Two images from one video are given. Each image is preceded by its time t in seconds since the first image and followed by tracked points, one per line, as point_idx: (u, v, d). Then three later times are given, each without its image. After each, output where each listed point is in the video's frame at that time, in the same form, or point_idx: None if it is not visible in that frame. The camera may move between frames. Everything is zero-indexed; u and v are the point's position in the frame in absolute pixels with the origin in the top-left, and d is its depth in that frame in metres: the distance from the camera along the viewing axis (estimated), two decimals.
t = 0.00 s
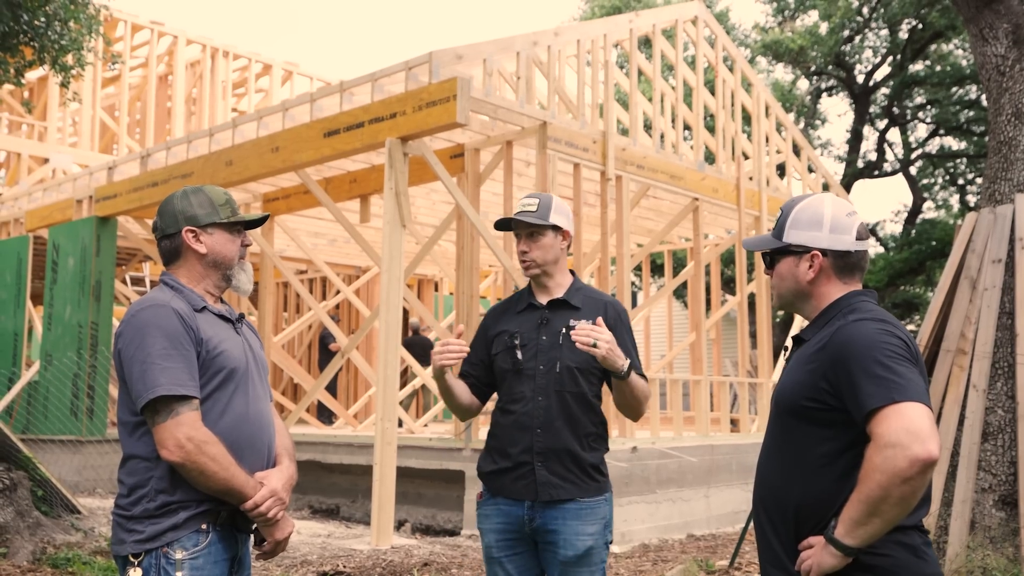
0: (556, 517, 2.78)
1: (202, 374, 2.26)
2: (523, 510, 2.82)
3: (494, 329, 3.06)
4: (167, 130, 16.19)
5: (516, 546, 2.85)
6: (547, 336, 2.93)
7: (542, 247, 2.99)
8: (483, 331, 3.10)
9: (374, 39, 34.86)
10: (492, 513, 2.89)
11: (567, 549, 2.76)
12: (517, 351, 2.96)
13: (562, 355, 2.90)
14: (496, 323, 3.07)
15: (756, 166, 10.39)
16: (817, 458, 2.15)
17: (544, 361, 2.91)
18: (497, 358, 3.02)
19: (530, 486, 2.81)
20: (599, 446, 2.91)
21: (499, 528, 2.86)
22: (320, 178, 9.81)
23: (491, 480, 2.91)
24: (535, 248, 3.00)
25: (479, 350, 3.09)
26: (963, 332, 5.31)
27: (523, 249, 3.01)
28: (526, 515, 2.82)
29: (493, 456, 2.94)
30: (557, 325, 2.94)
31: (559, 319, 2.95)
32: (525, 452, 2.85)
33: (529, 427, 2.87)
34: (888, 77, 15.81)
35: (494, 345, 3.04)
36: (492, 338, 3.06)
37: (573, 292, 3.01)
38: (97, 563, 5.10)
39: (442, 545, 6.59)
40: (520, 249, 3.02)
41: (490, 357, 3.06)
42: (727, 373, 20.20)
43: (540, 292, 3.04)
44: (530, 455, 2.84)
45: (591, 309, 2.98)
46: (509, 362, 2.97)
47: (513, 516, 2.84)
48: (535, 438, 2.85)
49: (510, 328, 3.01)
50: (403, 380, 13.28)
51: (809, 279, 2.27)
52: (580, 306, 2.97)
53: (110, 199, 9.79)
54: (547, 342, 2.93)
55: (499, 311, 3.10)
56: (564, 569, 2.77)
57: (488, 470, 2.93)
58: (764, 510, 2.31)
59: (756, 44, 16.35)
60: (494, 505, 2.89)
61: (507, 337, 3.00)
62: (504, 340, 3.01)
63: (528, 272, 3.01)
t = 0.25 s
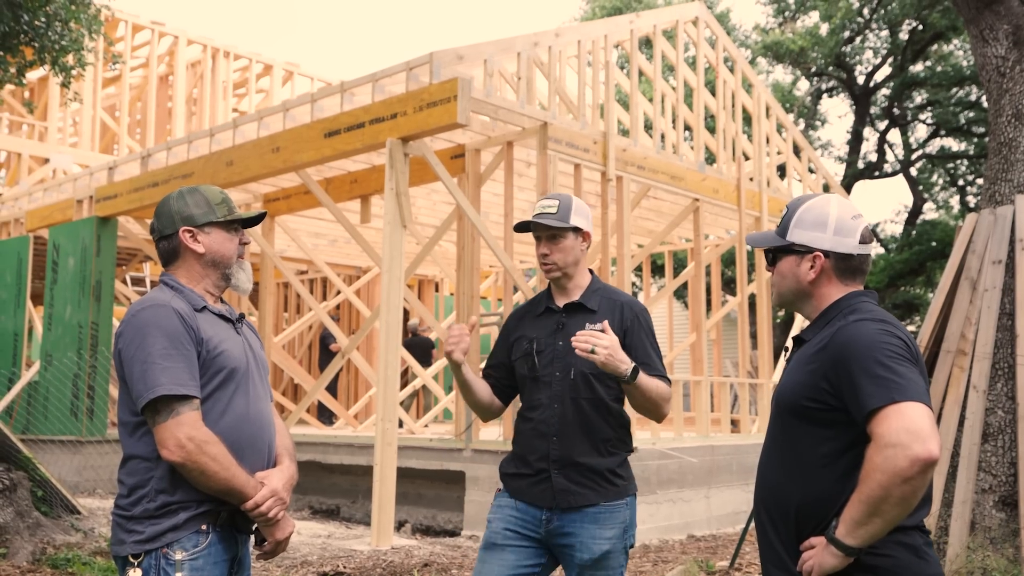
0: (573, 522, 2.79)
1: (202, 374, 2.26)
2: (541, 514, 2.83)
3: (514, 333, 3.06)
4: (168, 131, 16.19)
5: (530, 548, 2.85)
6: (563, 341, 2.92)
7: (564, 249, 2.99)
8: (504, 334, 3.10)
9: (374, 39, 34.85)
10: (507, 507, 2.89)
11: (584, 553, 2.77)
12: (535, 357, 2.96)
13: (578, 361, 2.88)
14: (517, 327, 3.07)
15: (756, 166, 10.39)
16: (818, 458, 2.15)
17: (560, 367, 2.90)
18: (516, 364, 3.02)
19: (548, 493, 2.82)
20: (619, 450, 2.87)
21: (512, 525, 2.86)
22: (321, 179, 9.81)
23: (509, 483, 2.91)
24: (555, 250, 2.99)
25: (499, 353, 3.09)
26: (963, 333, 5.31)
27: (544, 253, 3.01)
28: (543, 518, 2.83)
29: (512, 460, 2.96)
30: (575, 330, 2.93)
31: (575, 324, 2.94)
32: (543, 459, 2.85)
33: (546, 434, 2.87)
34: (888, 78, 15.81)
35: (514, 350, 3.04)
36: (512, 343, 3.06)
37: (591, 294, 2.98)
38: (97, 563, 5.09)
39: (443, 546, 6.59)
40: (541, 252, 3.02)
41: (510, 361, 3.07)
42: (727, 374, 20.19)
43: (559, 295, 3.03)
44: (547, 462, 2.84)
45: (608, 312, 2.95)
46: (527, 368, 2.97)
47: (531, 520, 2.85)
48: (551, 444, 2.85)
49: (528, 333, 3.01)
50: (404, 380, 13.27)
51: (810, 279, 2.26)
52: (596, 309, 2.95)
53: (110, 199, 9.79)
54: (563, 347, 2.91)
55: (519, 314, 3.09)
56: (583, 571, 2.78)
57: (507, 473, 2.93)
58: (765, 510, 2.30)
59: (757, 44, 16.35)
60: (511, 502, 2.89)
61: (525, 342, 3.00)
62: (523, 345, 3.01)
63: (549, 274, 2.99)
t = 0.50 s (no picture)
0: (580, 524, 2.79)
1: (202, 374, 2.26)
2: (547, 518, 2.83)
3: (522, 333, 3.07)
4: (168, 131, 16.20)
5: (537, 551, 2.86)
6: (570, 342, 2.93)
7: (577, 251, 2.95)
8: (512, 334, 3.11)
9: (374, 40, 34.86)
10: (515, 517, 2.90)
11: (590, 555, 2.76)
12: (541, 358, 2.97)
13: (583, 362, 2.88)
14: (524, 327, 3.08)
15: (756, 166, 10.39)
16: (818, 459, 2.15)
17: (566, 368, 2.90)
18: (523, 366, 3.03)
19: (554, 495, 2.82)
20: (626, 452, 2.86)
21: (520, 533, 2.87)
22: (321, 179, 9.81)
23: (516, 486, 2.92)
24: (569, 253, 2.95)
25: (506, 353, 3.11)
26: (963, 333, 5.31)
27: (557, 255, 2.97)
28: (550, 522, 2.83)
29: (519, 463, 2.96)
30: (582, 331, 2.94)
31: (582, 324, 2.95)
32: (549, 461, 2.86)
33: (552, 436, 2.88)
34: (889, 78, 15.81)
35: (522, 352, 3.05)
36: (520, 344, 3.07)
37: (598, 296, 2.98)
38: (98, 564, 5.09)
39: (443, 546, 6.59)
40: (553, 254, 2.98)
41: (518, 363, 3.08)
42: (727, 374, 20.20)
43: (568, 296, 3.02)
44: (554, 464, 2.85)
45: (616, 314, 2.94)
46: (533, 370, 2.98)
47: (537, 522, 2.85)
48: (558, 446, 2.86)
49: (536, 335, 3.02)
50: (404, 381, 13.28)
51: (808, 280, 2.26)
52: (604, 310, 2.94)
53: (111, 199, 9.79)
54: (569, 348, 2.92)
55: (527, 314, 3.10)
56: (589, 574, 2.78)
57: (515, 475, 2.94)
58: (765, 510, 2.30)
59: (757, 45, 16.35)
60: (518, 505, 2.90)
61: (533, 344, 3.01)
62: (530, 347, 3.02)
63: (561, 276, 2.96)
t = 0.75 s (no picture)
0: (586, 525, 2.79)
1: (202, 374, 2.26)
2: (552, 519, 2.83)
3: (522, 335, 3.06)
4: (168, 132, 16.22)
5: (541, 553, 2.85)
6: (572, 344, 2.93)
7: (585, 251, 2.96)
8: (511, 336, 3.11)
9: (375, 40, 34.88)
10: (518, 518, 2.89)
11: (595, 556, 2.77)
12: (542, 359, 2.96)
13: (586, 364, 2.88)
14: (524, 329, 3.08)
15: (757, 167, 10.39)
16: (815, 459, 2.15)
17: (568, 370, 2.90)
18: (523, 368, 3.03)
19: (559, 497, 2.82)
20: (630, 452, 2.86)
21: (523, 534, 2.86)
22: (322, 180, 9.82)
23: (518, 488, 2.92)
24: (578, 254, 2.95)
25: (506, 354, 3.11)
26: (964, 333, 5.31)
27: (566, 255, 2.96)
28: (554, 523, 2.83)
29: (522, 465, 2.95)
30: (584, 332, 2.94)
31: (583, 326, 2.94)
32: (553, 463, 2.86)
33: (555, 438, 2.87)
34: (890, 78, 15.81)
35: (522, 353, 3.05)
36: (520, 345, 3.07)
37: (599, 297, 2.98)
38: (99, 564, 5.09)
39: (444, 546, 6.59)
40: (562, 253, 2.96)
41: (519, 363, 3.08)
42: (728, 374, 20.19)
43: (570, 296, 3.01)
44: (558, 466, 2.84)
45: (618, 315, 2.94)
46: (535, 371, 2.98)
47: (541, 523, 2.85)
48: (561, 448, 2.85)
49: (537, 336, 3.02)
50: (405, 381, 13.28)
51: (806, 280, 2.27)
52: (606, 311, 2.94)
53: (112, 200, 9.80)
54: (572, 350, 2.92)
55: (528, 316, 3.09)
56: None
57: (517, 478, 2.93)
58: (763, 511, 2.30)
59: (758, 45, 16.35)
60: (522, 509, 2.89)
61: (533, 345, 3.01)
62: (531, 348, 3.01)
63: (569, 277, 2.96)
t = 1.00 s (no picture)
0: (590, 526, 2.79)
1: (199, 374, 2.26)
2: (557, 520, 2.82)
3: (522, 335, 3.05)
4: (168, 132, 16.22)
5: (544, 554, 2.85)
6: (575, 344, 2.92)
7: (592, 248, 2.99)
8: (511, 335, 3.09)
9: (374, 41, 34.88)
10: (521, 519, 2.87)
11: (599, 557, 2.77)
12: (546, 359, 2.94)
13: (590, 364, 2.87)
14: (524, 329, 3.06)
15: (757, 167, 10.39)
16: (811, 459, 2.15)
17: (573, 370, 2.89)
18: (524, 367, 3.01)
19: (565, 498, 2.81)
20: (633, 452, 2.87)
21: (527, 536, 2.85)
22: (322, 180, 9.82)
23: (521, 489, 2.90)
24: (587, 250, 2.97)
25: (505, 355, 3.10)
26: (964, 333, 5.31)
27: (575, 251, 2.97)
28: (559, 524, 2.82)
29: (525, 466, 2.94)
30: (586, 332, 2.93)
31: (587, 326, 2.93)
32: (558, 464, 2.85)
33: (560, 438, 2.86)
34: (890, 78, 15.81)
35: (522, 353, 3.03)
36: (520, 345, 3.05)
37: (602, 296, 2.98)
38: (98, 565, 5.09)
39: (444, 546, 6.59)
40: (571, 249, 2.97)
41: (519, 363, 3.06)
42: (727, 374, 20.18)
43: (572, 294, 3.01)
44: (563, 466, 2.83)
45: (620, 314, 2.95)
46: (538, 371, 2.96)
47: (545, 524, 2.84)
48: (566, 448, 2.84)
49: (538, 335, 3.00)
50: (404, 381, 13.28)
51: (801, 280, 2.27)
52: (608, 311, 2.94)
53: (111, 200, 9.80)
54: (575, 350, 2.91)
55: (527, 315, 3.08)
56: None
57: (520, 479, 2.92)
58: (758, 510, 2.30)
59: (757, 45, 16.34)
60: (525, 511, 2.87)
61: (535, 344, 2.99)
62: (532, 348, 3.00)
63: (577, 274, 2.95)
